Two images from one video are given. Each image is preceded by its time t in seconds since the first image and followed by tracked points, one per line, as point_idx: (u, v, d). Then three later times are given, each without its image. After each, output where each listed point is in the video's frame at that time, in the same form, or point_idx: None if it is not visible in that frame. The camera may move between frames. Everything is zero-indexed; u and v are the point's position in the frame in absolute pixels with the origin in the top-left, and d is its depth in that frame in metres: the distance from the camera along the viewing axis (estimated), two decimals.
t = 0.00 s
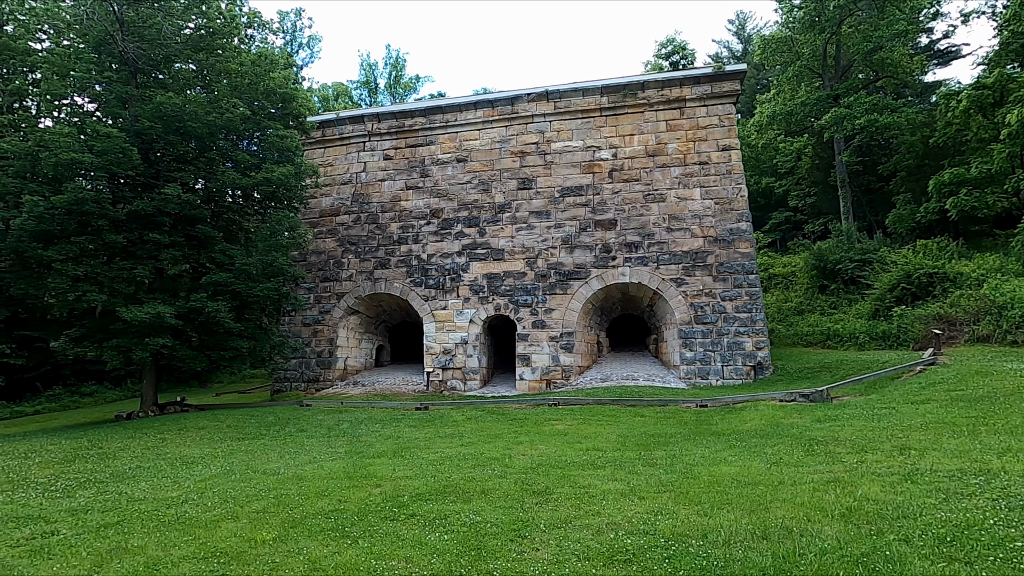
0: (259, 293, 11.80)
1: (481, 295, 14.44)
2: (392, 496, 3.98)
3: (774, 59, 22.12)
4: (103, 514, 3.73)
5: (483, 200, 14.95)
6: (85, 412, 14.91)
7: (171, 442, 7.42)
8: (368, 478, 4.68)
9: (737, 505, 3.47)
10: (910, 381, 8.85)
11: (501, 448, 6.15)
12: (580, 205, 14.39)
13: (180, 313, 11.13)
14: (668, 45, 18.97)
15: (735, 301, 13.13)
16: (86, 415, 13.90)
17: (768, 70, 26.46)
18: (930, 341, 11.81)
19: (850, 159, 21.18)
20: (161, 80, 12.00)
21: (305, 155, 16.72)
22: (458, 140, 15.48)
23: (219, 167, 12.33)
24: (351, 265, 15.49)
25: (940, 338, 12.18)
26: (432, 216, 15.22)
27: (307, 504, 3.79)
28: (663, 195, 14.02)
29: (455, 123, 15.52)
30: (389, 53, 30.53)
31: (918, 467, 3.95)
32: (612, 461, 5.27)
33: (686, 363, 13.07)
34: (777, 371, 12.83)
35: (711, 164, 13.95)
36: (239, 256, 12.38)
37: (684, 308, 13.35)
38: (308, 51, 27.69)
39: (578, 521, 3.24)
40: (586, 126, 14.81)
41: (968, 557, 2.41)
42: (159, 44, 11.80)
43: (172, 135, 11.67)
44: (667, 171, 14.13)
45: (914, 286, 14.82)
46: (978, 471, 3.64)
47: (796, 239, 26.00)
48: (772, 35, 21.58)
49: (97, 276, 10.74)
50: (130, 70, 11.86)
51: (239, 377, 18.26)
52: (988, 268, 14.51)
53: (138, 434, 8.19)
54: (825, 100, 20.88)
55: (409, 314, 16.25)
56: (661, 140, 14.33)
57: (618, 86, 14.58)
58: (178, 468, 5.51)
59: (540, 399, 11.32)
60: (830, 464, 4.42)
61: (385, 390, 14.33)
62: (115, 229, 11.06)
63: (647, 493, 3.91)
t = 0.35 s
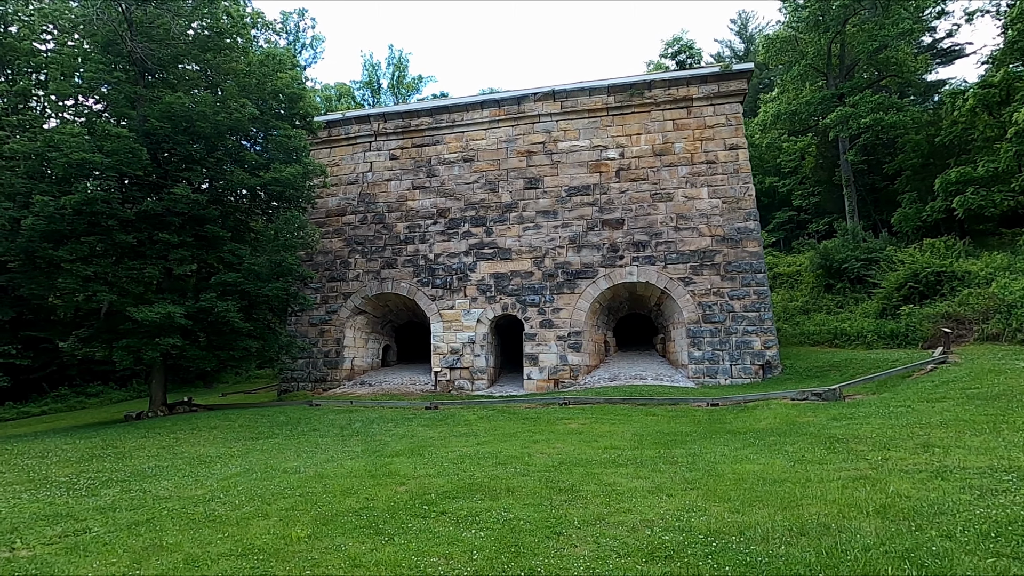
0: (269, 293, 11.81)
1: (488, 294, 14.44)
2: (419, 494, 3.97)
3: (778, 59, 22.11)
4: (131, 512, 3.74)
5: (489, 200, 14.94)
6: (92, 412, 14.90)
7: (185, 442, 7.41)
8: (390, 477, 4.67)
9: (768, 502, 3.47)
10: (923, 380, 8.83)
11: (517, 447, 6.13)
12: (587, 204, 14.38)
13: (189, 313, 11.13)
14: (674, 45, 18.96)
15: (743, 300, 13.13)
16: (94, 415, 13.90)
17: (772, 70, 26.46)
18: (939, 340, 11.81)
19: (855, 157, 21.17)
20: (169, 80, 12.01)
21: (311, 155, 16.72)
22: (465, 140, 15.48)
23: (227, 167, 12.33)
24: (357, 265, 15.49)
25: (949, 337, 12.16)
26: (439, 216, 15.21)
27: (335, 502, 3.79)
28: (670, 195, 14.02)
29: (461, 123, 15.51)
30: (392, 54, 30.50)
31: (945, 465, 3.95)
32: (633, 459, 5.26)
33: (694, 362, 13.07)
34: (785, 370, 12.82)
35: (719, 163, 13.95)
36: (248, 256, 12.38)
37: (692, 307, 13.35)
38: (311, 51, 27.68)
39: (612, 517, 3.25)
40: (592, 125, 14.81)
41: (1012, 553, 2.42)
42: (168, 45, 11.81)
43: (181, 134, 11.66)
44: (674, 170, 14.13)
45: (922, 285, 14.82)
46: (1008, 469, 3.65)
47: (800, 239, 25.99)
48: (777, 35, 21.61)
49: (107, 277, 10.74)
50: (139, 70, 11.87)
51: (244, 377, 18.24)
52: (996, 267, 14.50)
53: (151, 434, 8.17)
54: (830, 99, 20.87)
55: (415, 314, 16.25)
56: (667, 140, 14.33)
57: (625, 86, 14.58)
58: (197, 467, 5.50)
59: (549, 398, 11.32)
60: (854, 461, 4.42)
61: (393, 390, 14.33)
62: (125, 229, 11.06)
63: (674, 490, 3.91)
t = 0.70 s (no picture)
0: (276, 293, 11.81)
1: (494, 294, 14.44)
2: (444, 494, 3.98)
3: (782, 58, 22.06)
4: (158, 513, 3.76)
5: (495, 200, 14.94)
6: (98, 412, 14.88)
7: (198, 442, 7.41)
8: (410, 477, 4.67)
9: (795, 502, 3.49)
10: (933, 379, 8.84)
11: (531, 447, 6.13)
12: (593, 204, 14.38)
13: (197, 313, 11.12)
14: (680, 44, 18.97)
15: (749, 300, 13.14)
16: (100, 415, 13.88)
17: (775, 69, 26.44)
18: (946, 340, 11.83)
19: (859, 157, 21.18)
20: (176, 80, 11.98)
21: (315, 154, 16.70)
22: (470, 140, 15.47)
23: (233, 166, 12.31)
24: (362, 264, 15.48)
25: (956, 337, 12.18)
26: (444, 215, 15.21)
27: (361, 502, 3.80)
28: (676, 194, 14.02)
29: (466, 123, 15.49)
30: (394, 53, 30.46)
31: (970, 466, 3.96)
32: (651, 459, 5.26)
33: (701, 362, 13.09)
34: (792, 370, 12.84)
35: (725, 163, 13.96)
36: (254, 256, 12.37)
37: (698, 307, 13.36)
38: (313, 51, 27.63)
39: (643, 518, 3.26)
40: (598, 125, 14.80)
41: None
42: (174, 44, 11.77)
43: (188, 134, 11.64)
44: (680, 170, 14.13)
45: (927, 284, 14.84)
46: None
47: (803, 238, 26.00)
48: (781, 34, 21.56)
49: (116, 277, 10.73)
50: (146, 70, 11.84)
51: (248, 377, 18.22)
52: (1001, 266, 14.52)
53: (162, 434, 8.17)
54: (834, 99, 20.89)
55: (420, 313, 16.24)
56: (673, 139, 14.33)
57: (630, 86, 14.58)
58: (214, 467, 5.51)
59: (557, 398, 11.32)
60: (876, 461, 4.43)
61: (398, 390, 14.33)
62: (132, 229, 11.04)
63: (699, 491, 3.92)
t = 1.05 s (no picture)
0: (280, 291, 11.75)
1: (497, 292, 14.40)
2: (466, 491, 3.94)
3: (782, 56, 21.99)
4: (176, 510, 3.72)
5: (498, 198, 14.89)
6: (98, 413, 14.77)
7: (206, 441, 7.35)
8: (428, 474, 4.63)
9: (823, 496, 3.48)
10: (940, 375, 8.86)
11: (544, 445, 6.09)
12: (596, 201, 14.36)
13: (201, 312, 11.05)
14: (682, 41, 18.94)
15: (754, 297, 13.15)
16: (102, 416, 13.79)
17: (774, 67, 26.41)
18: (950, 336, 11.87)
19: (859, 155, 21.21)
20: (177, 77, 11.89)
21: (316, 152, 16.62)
22: (472, 138, 15.42)
23: (236, 164, 12.22)
24: (365, 263, 15.43)
25: (959, 333, 12.22)
26: (446, 214, 15.16)
27: (383, 499, 3.76)
28: (679, 192, 14.00)
29: (469, 120, 15.43)
30: (392, 51, 30.35)
31: (993, 461, 3.95)
32: (668, 455, 5.23)
33: (705, 359, 13.09)
34: (796, 367, 12.85)
35: (728, 160, 13.95)
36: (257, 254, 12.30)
37: (702, 304, 13.35)
38: (312, 49, 27.48)
39: (673, 513, 3.25)
40: (601, 122, 14.76)
41: None
42: (175, 41, 11.67)
43: (190, 132, 11.55)
44: (683, 167, 14.11)
45: (930, 281, 14.88)
46: None
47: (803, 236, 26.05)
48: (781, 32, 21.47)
49: (119, 276, 10.65)
50: (147, 67, 11.74)
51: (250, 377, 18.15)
52: (1002, 263, 14.57)
53: (168, 433, 8.11)
54: (834, 96, 20.91)
55: (422, 312, 16.19)
56: (676, 137, 14.31)
57: (633, 83, 14.56)
58: (226, 465, 5.46)
59: (562, 395, 11.29)
60: (897, 455, 4.42)
61: (402, 388, 14.29)
62: (135, 227, 10.96)
63: (724, 485, 3.91)
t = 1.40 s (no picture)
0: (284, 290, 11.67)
1: (500, 291, 14.35)
2: (488, 490, 3.90)
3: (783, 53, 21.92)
4: (194, 512, 3.66)
5: (501, 196, 14.83)
6: (99, 412, 14.66)
7: (213, 441, 7.28)
8: (445, 475, 4.57)
9: (852, 495, 3.45)
10: (948, 373, 8.86)
11: (557, 444, 6.04)
12: (600, 199, 14.31)
13: (205, 311, 10.97)
14: (687, 39, 18.92)
15: (758, 295, 13.13)
16: (103, 415, 13.69)
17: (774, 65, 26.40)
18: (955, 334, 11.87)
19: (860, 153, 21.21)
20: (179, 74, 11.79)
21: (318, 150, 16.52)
22: (475, 135, 15.34)
23: (238, 162, 12.12)
24: (367, 261, 15.34)
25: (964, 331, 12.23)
26: (449, 212, 15.09)
27: (405, 500, 3.71)
28: (683, 189, 13.97)
29: (472, 118, 15.35)
30: (391, 49, 30.21)
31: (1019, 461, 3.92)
32: (685, 453, 5.19)
33: (709, 357, 13.07)
34: (801, 365, 12.84)
35: (732, 158, 13.93)
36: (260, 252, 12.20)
37: (706, 302, 13.33)
38: (310, 46, 27.33)
39: (703, 513, 3.23)
40: (604, 120, 14.71)
41: None
42: (177, 38, 11.57)
43: (192, 129, 11.45)
44: (687, 165, 14.07)
45: (933, 279, 14.89)
46: None
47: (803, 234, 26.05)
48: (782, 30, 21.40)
49: (120, 274, 10.55)
50: (148, 63, 11.63)
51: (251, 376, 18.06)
52: (1005, 261, 14.59)
53: (174, 433, 8.03)
54: (835, 94, 20.90)
55: (425, 310, 16.12)
56: (680, 135, 14.27)
57: (636, 81, 14.51)
58: (237, 465, 5.39)
59: (568, 394, 11.27)
60: (919, 454, 4.39)
61: (405, 387, 14.23)
62: (137, 225, 10.86)
63: (748, 484, 3.87)
